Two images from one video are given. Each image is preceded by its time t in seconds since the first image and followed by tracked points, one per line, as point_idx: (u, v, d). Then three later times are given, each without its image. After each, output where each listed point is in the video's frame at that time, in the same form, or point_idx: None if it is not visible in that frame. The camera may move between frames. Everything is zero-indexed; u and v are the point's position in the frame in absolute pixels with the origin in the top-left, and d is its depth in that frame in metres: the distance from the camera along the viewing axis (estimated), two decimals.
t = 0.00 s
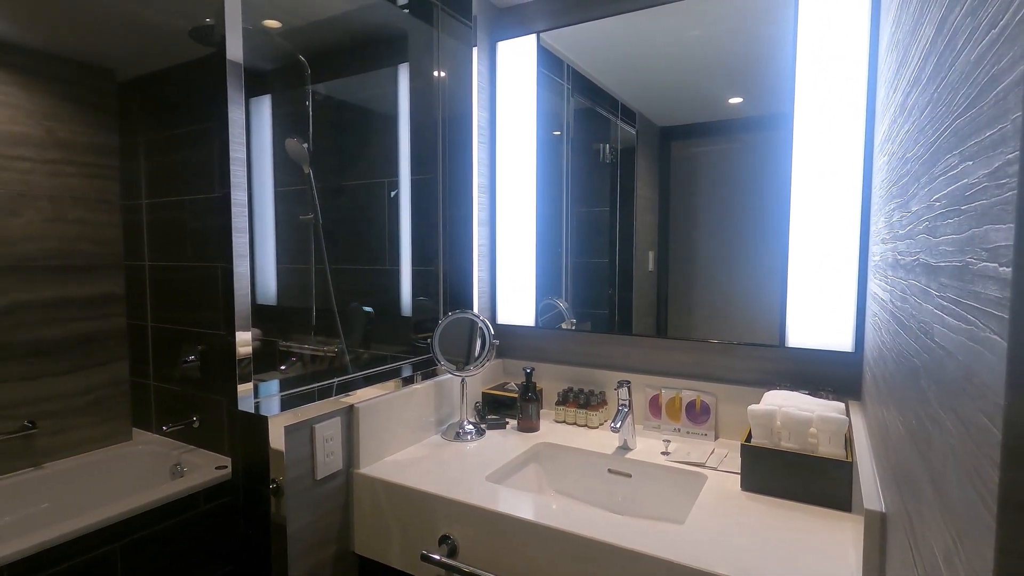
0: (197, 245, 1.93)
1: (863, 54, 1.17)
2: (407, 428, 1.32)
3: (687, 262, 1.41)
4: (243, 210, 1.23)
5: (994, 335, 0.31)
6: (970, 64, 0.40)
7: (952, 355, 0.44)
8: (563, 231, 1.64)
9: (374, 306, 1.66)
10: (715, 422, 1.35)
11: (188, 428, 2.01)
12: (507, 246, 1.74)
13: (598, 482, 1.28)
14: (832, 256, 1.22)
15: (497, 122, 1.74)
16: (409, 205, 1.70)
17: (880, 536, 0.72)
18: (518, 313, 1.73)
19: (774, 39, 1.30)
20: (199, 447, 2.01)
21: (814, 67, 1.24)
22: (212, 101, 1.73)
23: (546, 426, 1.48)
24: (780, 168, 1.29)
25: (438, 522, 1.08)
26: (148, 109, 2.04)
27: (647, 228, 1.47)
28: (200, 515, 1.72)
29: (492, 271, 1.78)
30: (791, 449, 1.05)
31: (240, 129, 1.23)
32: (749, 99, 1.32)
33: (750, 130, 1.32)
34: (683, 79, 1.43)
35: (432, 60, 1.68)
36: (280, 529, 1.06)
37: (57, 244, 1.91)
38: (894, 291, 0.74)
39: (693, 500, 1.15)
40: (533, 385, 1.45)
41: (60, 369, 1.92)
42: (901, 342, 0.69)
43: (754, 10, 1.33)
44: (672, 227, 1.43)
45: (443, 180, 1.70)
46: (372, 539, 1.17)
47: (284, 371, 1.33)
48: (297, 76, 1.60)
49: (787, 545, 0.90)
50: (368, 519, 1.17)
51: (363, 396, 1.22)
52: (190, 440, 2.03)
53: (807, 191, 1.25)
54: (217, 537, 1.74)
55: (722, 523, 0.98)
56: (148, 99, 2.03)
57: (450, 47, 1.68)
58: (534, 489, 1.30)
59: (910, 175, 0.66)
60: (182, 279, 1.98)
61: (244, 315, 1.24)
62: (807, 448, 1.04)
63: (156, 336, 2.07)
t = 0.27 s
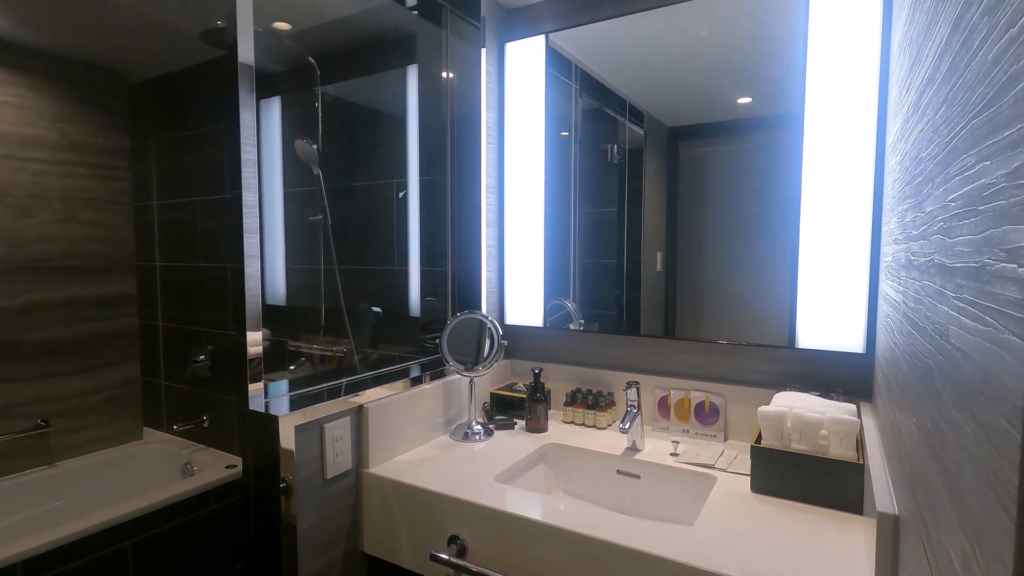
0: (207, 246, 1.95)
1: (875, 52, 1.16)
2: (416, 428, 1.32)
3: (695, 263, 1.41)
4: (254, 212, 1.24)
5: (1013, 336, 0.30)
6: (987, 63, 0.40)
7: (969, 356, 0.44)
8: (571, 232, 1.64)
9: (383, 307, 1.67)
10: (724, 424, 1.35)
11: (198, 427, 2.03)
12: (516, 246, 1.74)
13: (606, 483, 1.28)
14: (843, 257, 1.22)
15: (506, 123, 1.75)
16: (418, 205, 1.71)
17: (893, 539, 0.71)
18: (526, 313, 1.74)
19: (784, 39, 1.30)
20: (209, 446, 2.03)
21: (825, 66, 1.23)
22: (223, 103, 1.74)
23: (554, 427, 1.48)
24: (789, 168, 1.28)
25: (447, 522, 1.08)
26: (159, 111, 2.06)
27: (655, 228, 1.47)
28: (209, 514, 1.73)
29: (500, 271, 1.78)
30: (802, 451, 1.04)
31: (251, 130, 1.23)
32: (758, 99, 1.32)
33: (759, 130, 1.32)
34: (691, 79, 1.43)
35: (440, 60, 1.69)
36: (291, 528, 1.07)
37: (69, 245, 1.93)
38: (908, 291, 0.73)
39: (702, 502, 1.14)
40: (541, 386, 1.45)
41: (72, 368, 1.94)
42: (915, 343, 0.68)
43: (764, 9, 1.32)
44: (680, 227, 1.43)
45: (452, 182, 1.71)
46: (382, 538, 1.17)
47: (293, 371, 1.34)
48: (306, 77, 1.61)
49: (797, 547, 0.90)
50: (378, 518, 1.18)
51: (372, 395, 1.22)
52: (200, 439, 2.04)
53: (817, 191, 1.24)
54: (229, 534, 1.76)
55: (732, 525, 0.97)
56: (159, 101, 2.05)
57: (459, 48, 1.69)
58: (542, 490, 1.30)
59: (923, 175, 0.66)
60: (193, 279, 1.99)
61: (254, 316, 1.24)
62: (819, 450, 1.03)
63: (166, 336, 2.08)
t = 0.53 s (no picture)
0: (215, 246, 1.96)
1: (885, 50, 1.15)
2: (423, 427, 1.32)
3: (702, 263, 1.41)
4: (262, 212, 1.25)
5: None
6: (1000, 60, 0.40)
7: (982, 356, 0.44)
8: (578, 232, 1.64)
9: (389, 307, 1.67)
10: (732, 424, 1.34)
11: (206, 426, 2.04)
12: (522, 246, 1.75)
13: (613, 484, 1.28)
14: (852, 257, 1.21)
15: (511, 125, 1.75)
16: (425, 205, 1.71)
17: (903, 541, 0.71)
18: (532, 313, 1.74)
19: (792, 38, 1.29)
20: (216, 445, 2.04)
21: (834, 65, 1.22)
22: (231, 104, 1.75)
23: (561, 427, 1.48)
24: (797, 168, 1.28)
25: (453, 522, 1.08)
26: (167, 112, 2.07)
27: (662, 228, 1.46)
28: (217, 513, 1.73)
29: (506, 272, 1.78)
30: (810, 452, 1.04)
31: (259, 131, 1.24)
32: (766, 99, 1.31)
33: (767, 130, 1.31)
34: (698, 78, 1.43)
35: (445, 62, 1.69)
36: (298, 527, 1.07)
37: (79, 245, 1.95)
38: (918, 291, 0.73)
39: (710, 503, 1.14)
40: (547, 386, 1.45)
41: (82, 367, 1.96)
42: (925, 343, 0.68)
43: (772, 9, 1.32)
44: (686, 228, 1.42)
45: (459, 183, 1.71)
46: (388, 538, 1.18)
47: (299, 371, 1.34)
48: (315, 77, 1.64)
49: (805, 549, 0.89)
50: (384, 517, 1.18)
51: (379, 395, 1.23)
52: (208, 438, 2.06)
53: (826, 191, 1.24)
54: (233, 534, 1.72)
55: (739, 526, 0.97)
56: (168, 102, 2.07)
57: (465, 49, 1.69)
58: (549, 490, 1.30)
59: (934, 173, 0.65)
60: (201, 279, 2.01)
61: (262, 315, 1.25)
62: (827, 451, 1.03)
63: (175, 336, 2.10)
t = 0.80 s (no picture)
0: (223, 246, 1.97)
1: (895, 49, 1.14)
2: (429, 427, 1.32)
3: (708, 263, 1.40)
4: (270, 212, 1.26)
5: None
6: (1015, 58, 0.39)
7: (995, 356, 0.43)
8: (584, 232, 1.64)
9: (396, 307, 1.67)
10: (739, 425, 1.34)
11: (213, 425, 2.05)
12: (528, 246, 1.75)
13: (619, 485, 1.28)
14: (861, 257, 1.20)
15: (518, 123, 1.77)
16: (431, 205, 1.72)
17: (914, 543, 0.70)
18: (539, 313, 1.74)
19: (799, 37, 1.29)
20: (224, 444, 2.05)
21: (842, 64, 1.21)
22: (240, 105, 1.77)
23: (567, 427, 1.47)
24: (805, 168, 1.27)
25: (460, 522, 1.08)
26: (176, 114, 2.09)
27: (668, 227, 1.46)
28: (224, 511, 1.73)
29: (512, 272, 1.79)
30: (819, 454, 1.03)
31: (267, 132, 1.25)
32: (773, 98, 1.31)
33: (775, 130, 1.31)
34: (705, 78, 1.42)
35: (452, 61, 1.72)
36: (306, 526, 1.07)
37: (88, 245, 1.97)
38: (929, 291, 0.72)
39: (717, 504, 1.13)
40: (554, 386, 1.45)
41: (90, 366, 1.98)
42: (937, 344, 0.67)
43: (779, 8, 1.32)
44: (692, 228, 1.42)
45: (464, 182, 1.75)
46: (394, 537, 1.18)
47: (306, 372, 1.32)
48: (320, 77, 1.57)
49: (814, 551, 0.89)
50: (391, 517, 1.18)
51: (386, 395, 1.23)
52: (215, 437, 2.07)
53: (834, 191, 1.23)
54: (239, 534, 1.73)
55: (747, 527, 0.96)
56: (175, 103, 2.08)
57: (471, 49, 1.71)
58: (555, 490, 1.30)
59: (946, 172, 0.65)
60: (209, 279, 2.02)
61: (270, 315, 1.26)
62: (836, 453, 1.02)
63: (183, 336, 2.11)
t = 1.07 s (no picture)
0: (230, 246, 1.98)
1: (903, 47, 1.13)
2: (435, 427, 1.33)
3: (715, 263, 1.40)
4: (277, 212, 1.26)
5: None
6: None
7: (1009, 357, 0.43)
8: (590, 232, 1.63)
9: (402, 307, 1.66)
10: (747, 426, 1.33)
11: (220, 425, 2.06)
12: (535, 245, 1.77)
13: (625, 485, 1.27)
14: (869, 257, 1.19)
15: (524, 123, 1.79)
16: (437, 205, 1.72)
17: (924, 545, 0.69)
18: (545, 313, 1.74)
19: (807, 36, 1.28)
20: (231, 444, 2.05)
21: (850, 63, 1.21)
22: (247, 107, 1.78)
23: (573, 428, 1.47)
24: (812, 167, 1.26)
25: (466, 522, 1.08)
26: (183, 115, 2.10)
27: (674, 226, 1.45)
28: (231, 510, 1.75)
29: (518, 271, 1.81)
30: (828, 455, 1.02)
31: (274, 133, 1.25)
32: (780, 98, 1.30)
33: (782, 129, 1.30)
34: (711, 78, 1.42)
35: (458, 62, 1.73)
36: (312, 525, 1.08)
37: (97, 245, 1.98)
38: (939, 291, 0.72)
39: (724, 505, 1.13)
40: (560, 386, 1.45)
41: (100, 366, 2.00)
42: (947, 344, 0.66)
43: (786, 7, 1.31)
44: (699, 228, 1.41)
45: (471, 181, 1.76)
46: (400, 537, 1.18)
47: (312, 371, 1.33)
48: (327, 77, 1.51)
49: (821, 553, 0.88)
50: (397, 516, 1.18)
51: (393, 395, 1.23)
52: (222, 436, 2.08)
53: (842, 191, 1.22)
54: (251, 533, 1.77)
55: (753, 528, 0.96)
56: (183, 104, 2.09)
57: (477, 49, 1.74)
58: (561, 491, 1.30)
59: (957, 171, 0.64)
60: (216, 279, 2.03)
61: (277, 315, 1.26)
62: (844, 454, 1.01)
63: (191, 335, 2.13)
